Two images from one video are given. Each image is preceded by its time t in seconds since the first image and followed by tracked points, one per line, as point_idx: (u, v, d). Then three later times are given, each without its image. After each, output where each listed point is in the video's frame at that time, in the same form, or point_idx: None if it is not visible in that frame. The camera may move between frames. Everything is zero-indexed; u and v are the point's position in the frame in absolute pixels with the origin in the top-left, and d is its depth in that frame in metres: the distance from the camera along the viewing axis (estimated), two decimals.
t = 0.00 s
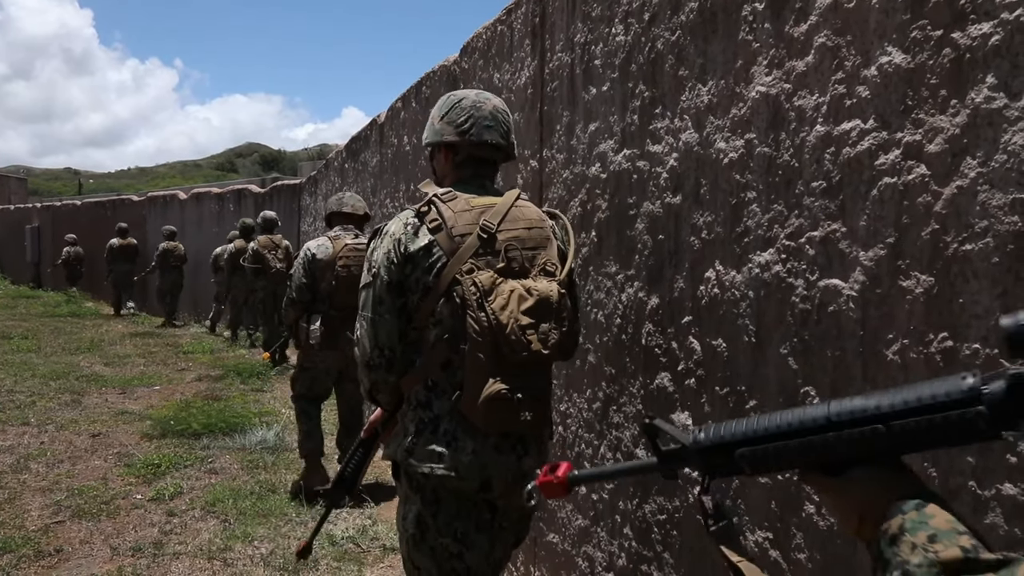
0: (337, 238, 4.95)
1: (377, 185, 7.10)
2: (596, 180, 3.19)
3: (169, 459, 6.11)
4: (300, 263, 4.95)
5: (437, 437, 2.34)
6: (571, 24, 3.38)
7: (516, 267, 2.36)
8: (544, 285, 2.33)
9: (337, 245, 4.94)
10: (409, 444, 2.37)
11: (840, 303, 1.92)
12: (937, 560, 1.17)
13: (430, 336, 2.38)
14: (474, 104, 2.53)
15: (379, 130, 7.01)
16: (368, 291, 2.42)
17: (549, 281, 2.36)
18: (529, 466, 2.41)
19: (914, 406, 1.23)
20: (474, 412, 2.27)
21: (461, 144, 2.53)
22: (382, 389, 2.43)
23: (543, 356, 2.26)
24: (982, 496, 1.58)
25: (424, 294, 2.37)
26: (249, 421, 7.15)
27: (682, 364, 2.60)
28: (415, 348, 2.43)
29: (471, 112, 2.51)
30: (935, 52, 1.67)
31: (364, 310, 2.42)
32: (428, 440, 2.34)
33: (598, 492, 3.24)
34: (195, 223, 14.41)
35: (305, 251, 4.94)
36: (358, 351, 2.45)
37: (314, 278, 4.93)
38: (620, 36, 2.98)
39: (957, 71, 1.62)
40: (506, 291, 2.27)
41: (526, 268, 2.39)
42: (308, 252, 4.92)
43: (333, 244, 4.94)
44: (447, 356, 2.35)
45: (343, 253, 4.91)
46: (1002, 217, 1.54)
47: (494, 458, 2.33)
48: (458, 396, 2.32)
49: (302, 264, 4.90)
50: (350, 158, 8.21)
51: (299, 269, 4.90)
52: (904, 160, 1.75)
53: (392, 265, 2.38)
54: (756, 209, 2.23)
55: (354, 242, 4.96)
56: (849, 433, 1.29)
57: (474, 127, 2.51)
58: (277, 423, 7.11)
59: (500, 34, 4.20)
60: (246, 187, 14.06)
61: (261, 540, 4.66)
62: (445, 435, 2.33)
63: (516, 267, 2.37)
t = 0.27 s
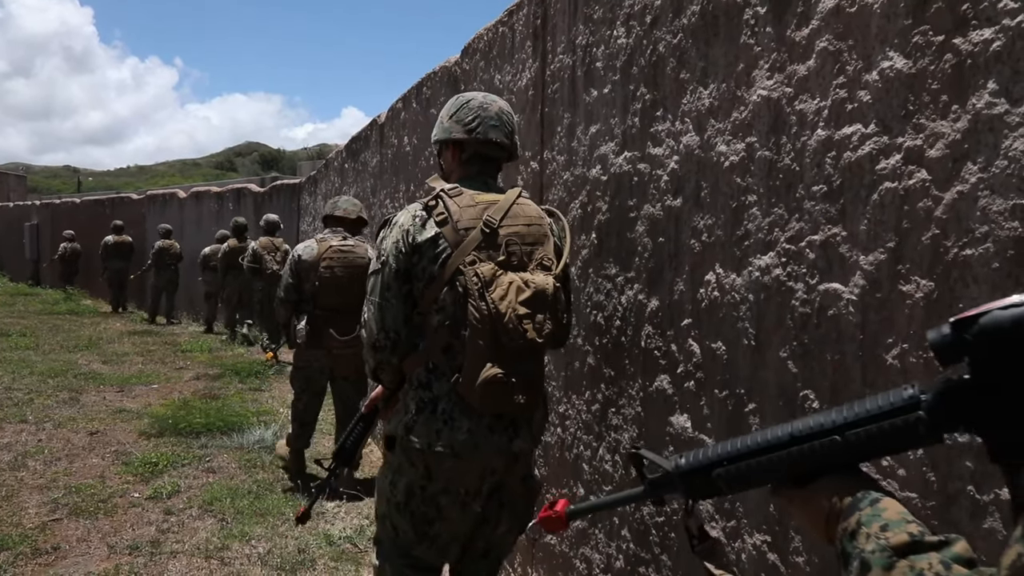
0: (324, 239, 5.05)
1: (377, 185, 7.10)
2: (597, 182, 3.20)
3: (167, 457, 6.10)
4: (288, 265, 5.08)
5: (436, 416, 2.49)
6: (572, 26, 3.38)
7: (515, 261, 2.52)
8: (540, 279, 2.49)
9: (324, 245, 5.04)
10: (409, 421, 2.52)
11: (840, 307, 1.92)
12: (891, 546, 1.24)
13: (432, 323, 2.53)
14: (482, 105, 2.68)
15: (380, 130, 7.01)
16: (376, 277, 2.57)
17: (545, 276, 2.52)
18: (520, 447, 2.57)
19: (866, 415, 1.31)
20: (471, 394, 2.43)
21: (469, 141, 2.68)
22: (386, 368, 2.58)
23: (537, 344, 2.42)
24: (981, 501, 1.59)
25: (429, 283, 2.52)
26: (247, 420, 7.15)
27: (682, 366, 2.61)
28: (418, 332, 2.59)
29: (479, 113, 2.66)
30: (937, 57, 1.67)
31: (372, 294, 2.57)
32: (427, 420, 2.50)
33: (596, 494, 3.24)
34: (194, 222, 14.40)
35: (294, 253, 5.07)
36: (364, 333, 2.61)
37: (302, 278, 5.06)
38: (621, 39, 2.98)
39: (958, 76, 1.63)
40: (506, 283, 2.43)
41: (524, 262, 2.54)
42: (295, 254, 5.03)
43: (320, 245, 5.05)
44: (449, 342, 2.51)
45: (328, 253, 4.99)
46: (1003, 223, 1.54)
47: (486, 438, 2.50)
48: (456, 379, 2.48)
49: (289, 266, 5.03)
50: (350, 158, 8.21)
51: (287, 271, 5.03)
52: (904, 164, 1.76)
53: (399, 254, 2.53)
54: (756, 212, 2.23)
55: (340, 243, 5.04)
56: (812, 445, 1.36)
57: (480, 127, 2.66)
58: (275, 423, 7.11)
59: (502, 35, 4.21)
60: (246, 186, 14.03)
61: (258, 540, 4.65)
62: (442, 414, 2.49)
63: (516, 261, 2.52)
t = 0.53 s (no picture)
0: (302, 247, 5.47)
1: (379, 188, 7.11)
2: (599, 185, 3.20)
3: (168, 459, 6.11)
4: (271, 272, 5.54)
5: (431, 410, 2.71)
6: (575, 30, 3.39)
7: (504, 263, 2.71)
8: (528, 279, 2.68)
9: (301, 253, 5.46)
10: (405, 415, 2.74)
11: (843, 311, 1.93)
12: (829, 519, 1.31)
13: (428, 321, 2.73)
14: (471, 115, 2.87)
15: (382, 133, 7.01)
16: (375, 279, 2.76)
17: (533, 276, 2.72)
18: (510, 438, 2.79)
19: (807, 400, 1.40)
20: (465, 387, 2.64)
21: (461, 150, 2.87)
22: (384, 365, 2.78)
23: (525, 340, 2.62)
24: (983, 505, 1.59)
25: (425, 285, 2.72)
26: (248, 423, 7.15)
27: (684, 370, 2.61)
28: (414, 330, 2.78)
29: (469, 123, 2.86)
30: (941, 62, 1.68)
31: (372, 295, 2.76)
32: (423, 413, 2.72)
33: (598, 497, 3.25)
34: (195, 224, 14.39)
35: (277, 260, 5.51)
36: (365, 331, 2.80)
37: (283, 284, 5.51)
38: (624, 42, 2.98)
39: (962, 82, 1.63)
40: (496, 284, 2.62)
41: (513, 263, 2.74)
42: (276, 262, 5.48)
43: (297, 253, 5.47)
44: (443, 339, 2.71)
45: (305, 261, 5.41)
46: (1006, 227, 1.55)
47: (478, 429, 2.73)
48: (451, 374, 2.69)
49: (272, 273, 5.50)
50: (352, 161, 8.21)
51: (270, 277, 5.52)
52: (908, 169, 1.76)
53: (397, 257, 2.72)
54: (759, 216, 2.23)
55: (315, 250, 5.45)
56: (760, 427, 1.45)
57: (472, 136, 2.85)
58: (276, 425, 7.11)
59: (504, 38, 4.21)
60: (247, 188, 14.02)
61: (260, 542, 4.66)
62: (437, 408, 2.71)
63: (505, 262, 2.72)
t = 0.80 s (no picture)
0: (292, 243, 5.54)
1: (380, 189, 7.12)
2: (600, 188, 3.21)
3: (168, 459, 6.11)
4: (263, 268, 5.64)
5: (410, 410, 2.76)
6: (577, 32, 3.40)
7: (478, 267, 2.74)
8: (501, 282, 2.72)
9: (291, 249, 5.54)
10: (386, 415, 2.80)
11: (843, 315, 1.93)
12: (745, 487, 1.26)
13: (405, 326, 2.78)
14: (445, 128, 2.92)
15: (383, 134, 7.02)
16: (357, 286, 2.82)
17: (506, 280, 2.75)
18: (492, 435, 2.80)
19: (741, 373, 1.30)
20: (440, 387, 2.68)
21: (435, 162, 2.91)
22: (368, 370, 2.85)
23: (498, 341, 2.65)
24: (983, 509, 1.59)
25: (402, 291, 2.77)
26: (247, 422, 7.15)
27: (685, 373, 2.61)
28: (394, 334, 2.83)
29: (444, 137, 2.90)
30: (942, 67, 1.68)
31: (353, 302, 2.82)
32: (404, 412, 2.76)
33: (597, 499, 3.24)
34: (196, 223, 14.40)
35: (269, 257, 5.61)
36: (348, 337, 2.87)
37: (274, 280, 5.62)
38: (626, 45, 2.99)
39: (963, 87, 1.64)
40: (470, 288, 2.66)
41: (487, 268, 2.76)
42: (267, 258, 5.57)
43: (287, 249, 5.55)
44: (420, 343, 2.76)
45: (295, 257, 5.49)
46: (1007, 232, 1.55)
47: (457, 427, 2.74)
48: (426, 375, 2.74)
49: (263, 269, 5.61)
50: (353, 161, 8.22)
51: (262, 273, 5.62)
52: (909, 173, 1.76)
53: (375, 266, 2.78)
54: (760, 220, 2.24)
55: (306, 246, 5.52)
56: (686, 397, 1.33)
57: (444, 148, 2.90)
58: (275, 425, 7.11)
59: (506, 40, 4.22)
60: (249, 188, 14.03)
61: (259, 542, 4.66)
62: (417, 407, 2.75)
63: (479, 266, 2.74)
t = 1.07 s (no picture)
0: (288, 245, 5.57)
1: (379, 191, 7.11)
2: (600, 191, 3.20)
3: (166, 462, 6.10)
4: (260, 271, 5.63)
5: (378, 403, 2.94)
6: (577, 35, 3.39)
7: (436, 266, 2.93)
8: (456, 280, 2.90)
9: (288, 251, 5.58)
10: (357, 409, 2.98)
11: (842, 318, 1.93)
12: (640, 430, 1.36)
13: (368, 324, 2.96)
14: (404, 139, 3.06)
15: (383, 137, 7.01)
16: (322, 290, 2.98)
17: (462, 278, 2.93)
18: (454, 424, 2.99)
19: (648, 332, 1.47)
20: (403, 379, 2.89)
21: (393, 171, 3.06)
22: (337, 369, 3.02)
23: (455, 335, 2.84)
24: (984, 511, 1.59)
25: (364, 292, 2.95)
26: (246, 425, 7.14)
27: (683, 376, 2.61)
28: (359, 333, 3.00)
29: (400, 147, 3.05)
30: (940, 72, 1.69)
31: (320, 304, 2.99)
32: (371, 407, 2.94)
33: (597, 503, 3.22)
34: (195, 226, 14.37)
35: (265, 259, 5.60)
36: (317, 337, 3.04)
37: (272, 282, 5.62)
38: (626, 49, 2.99)
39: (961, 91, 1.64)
40: (427, 287, 2.85)
41: (444, 267, 2.95)
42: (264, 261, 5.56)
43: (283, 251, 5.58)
44: (382, 340, 2.94)
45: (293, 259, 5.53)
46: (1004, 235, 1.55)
47: (422, 417, 2.94)
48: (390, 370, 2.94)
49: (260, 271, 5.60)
50: (353, 164, 8.21)
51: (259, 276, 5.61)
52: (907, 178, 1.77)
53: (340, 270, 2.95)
54: (759, 223, 2.24)
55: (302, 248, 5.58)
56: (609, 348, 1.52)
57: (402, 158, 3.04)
58: (274, 428, 7.10)
59: (506, 43, 4.22)
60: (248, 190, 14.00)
61: (257, 545, 4.65)
62: (383, 401, 2.94)
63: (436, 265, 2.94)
